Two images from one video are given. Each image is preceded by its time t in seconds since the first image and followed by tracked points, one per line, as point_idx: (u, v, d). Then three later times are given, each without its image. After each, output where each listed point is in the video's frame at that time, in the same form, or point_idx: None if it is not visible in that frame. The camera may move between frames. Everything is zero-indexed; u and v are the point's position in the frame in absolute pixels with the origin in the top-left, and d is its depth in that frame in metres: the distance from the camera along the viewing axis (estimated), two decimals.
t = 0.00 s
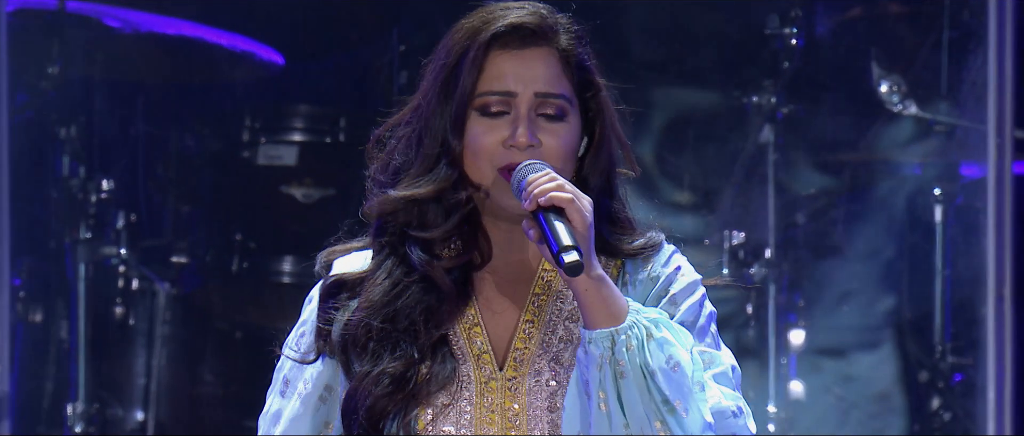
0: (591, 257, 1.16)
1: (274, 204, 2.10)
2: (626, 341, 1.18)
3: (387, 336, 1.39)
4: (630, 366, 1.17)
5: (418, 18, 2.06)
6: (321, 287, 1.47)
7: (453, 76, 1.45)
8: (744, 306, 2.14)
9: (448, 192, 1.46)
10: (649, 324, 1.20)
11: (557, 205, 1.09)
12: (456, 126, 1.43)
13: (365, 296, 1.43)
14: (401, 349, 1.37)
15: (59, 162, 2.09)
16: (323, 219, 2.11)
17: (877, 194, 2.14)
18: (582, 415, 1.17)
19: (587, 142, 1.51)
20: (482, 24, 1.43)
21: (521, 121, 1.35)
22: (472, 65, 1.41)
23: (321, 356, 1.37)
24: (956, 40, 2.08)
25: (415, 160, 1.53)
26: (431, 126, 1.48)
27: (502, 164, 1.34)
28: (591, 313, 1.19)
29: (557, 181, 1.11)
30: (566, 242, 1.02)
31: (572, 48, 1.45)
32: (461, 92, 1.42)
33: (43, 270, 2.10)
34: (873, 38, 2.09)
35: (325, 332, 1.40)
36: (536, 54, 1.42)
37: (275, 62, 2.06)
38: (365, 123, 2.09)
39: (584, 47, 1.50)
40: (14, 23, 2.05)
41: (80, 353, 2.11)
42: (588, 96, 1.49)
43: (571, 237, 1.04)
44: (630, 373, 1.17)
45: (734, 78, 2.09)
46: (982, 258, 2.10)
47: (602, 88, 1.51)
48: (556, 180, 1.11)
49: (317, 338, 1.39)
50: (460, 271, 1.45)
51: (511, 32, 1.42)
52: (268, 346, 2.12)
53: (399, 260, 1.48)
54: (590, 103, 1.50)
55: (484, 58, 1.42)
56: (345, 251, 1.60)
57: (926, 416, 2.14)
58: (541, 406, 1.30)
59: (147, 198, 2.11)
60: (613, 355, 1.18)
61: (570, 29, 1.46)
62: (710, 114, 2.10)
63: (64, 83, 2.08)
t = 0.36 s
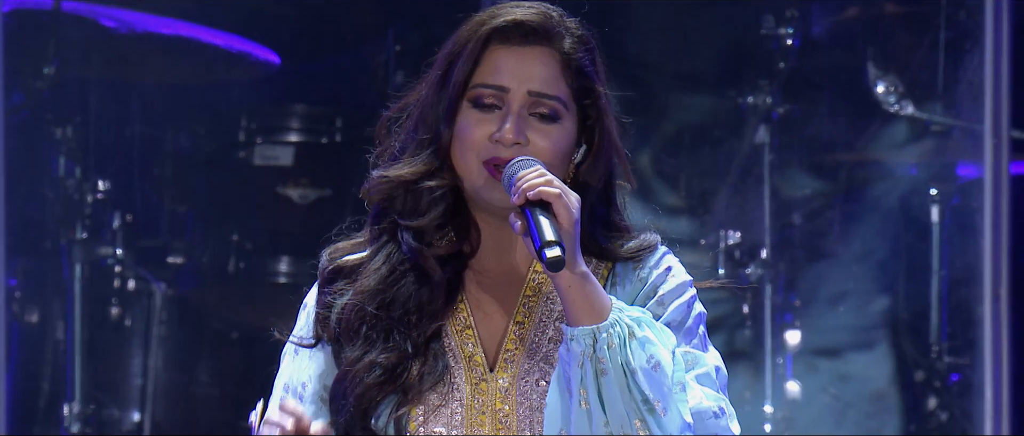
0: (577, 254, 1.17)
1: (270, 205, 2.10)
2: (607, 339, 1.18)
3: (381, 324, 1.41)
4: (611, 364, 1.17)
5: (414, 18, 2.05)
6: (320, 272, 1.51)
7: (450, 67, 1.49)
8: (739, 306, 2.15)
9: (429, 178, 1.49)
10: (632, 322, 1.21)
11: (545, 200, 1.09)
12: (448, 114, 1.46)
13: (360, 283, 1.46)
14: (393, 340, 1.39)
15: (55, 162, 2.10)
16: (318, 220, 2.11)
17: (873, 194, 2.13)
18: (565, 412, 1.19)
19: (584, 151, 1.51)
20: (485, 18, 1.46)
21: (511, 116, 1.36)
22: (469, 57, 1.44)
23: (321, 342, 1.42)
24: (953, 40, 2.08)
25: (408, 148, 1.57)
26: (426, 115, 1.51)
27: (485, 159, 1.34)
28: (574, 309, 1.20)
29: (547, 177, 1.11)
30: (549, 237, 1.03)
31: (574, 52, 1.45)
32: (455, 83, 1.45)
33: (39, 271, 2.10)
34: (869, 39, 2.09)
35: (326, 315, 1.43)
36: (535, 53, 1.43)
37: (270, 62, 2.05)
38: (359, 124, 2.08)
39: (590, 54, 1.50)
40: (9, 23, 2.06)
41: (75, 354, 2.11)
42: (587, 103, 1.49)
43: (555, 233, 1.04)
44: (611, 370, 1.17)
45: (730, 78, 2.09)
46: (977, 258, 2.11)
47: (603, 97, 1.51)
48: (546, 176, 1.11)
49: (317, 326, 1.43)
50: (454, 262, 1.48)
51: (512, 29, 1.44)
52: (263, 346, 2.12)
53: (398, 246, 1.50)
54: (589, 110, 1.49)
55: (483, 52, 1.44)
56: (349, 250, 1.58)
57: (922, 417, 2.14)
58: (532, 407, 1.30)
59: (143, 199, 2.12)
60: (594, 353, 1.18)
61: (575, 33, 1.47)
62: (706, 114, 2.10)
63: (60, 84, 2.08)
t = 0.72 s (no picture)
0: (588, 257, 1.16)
1: (269, 205, 2.11)
2: (616, 342, 1.18)
3: (381, 332, 1.40)
4: (619, 367, 1.18)
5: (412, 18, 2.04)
6: (321, 275, 1.49)
7: (465, 67, 1.46)
8: (738, 306, 2.14)
9: (449, 183, 1.46)
10: (640, 327, 1.21)
11: (562, 201, 1.10)
12: (465, 117, 1.45)
13: (361, 290, 1.44)
14: (391, 346, 1.39)
15: (53, 162, 2.10)
16: (317, 220, 2.10)
17: (872, 194, 2.13)
18: (571, 414, 1.21)
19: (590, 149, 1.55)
20: (499, 20, 1.44)
21: (531, 120, 1.37)
22: (488, 60, 1.43)
23: (317, 345, 1.39)
24: (952, 40, 2.08)
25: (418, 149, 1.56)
26: (439, 116, 1.49)
27: (506, 160, 1.37)
28: (583, 311, 1.19)
29: (563, 178, 1.11)
30: (566, 241, 1.03)
31: (586, 54, 1.47)
32: (474, 86, 1.43)
33: (36, 269, 2.11)
34: (868, 38, 2.08)
35: (319, 326, 1.41)
36: (553, 55, 1.43)
37: (270, 62, 2.05)
38: (359, 126, 2.08)
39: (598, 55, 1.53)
40: (7, 23, 2.06)
41: (74, 353, 2.11)
42: (596, 105, 1.53)
43: (571, 236, 1.04)
44: (619, 373, 1.17)
45: (729, 77, 2.09)
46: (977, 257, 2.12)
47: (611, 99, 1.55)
48: (562, 177, 1.11)
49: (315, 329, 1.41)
50: (457, 267, 1.47)
51: (530, 31, 1.43)
52: (260, 347, 2.11)
53: (400, 250, 1.49)
54: (598, 111, 1.53)
55: (500, 54, 1.43)
56: (345, 248, 1.60)
57: (921, 417, 2.14)
58: (532, 408, 1.30)
59: (141, 199, 2.11)
60: (603, 356, 1.18)
61: (585, 35, 1.49)
62: (704, 113, 2.10)
63: (57, 83, 2.08)
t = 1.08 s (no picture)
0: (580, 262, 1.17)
1: (269, 205, 2.10)
2: (609, 345, 1.18)
3: (377, 327, 1.40)
4: (613, 370, 1.18)
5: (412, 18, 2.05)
6: (317, 275, 1.49)
7: (451, 73, 1.46)
8: (738, 307, 2.13)
9: (438, 189, 1.48)
10: (633, 328, 1.21)
11: (551, 204, 1.10)
12: (451, 121, 1.46)
13: (358, 287, 1.45)
14: (389, 344, 1.38)
15: (53, 162, 2.10)
16: (317, 220, 2.11)
17: (872, 195, 2.13)
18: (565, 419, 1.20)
19: (580, 152, 1.52)
20: (485, 25, 1.44)
21: (514, 126, 1.36)
22: (473, 66, 1.43)
23: (313, 345, 1.39)
24: (952, 40, 2.08)
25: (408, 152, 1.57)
26: (426, 120, 1.50)
27: (489, 162, 1.38)
28: (575, 316, 1.20)
29: (553, 182, 1.12)
30: (557, 245, 1.03)
31: (574, 58, 1.45)
32: (460, 90, 1.44)
33: (36, 269, 2.11)
34: (868, 38, 2.08)
35: (316, 325, 1.41)
36: (537, 61, 1.42)
37: (269, 62, 2.06)
38: (359, 125, 2.08)
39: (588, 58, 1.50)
40: (7, 24, 2.06)
41: (74, 353, 2.11)
42: (585, 108, 1.49)
43: (563, 240, 1.04)
44: (613, 376, 1.17)
45: (728, 78, 2.09)
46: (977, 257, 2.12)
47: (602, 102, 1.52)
48: (551, 181, 1.12)
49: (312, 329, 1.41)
50: (451, 266, 1.47)
51: (516, 36, 1.43)
52: (260, 347, 2.11)
53: (393, 251, 1.49)
54: (587, 116, 1.50)
55: (485, 60, 1.43)
56: (344, 250, 1.59)
57: (921, 417, 2.14)
58: (529, 408, 1.30)
59: (141, 199, 2.12)
60: (596, 358, 1.19)
61: (574, 38, 1.47)
62: (704, 113, 2.10)
63: (57, 83, 2.09)
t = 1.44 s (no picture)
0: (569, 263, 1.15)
1: (268, 204, 2.10)
2: (602, 347, 1.18)
3: (372, 327, 1.42)
4: (606, 372, 1.17)
5: (411, 18, 2.05)
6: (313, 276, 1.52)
7: (441, 73, 1.47)
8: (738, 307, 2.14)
9: (428, 189, 1.49)
10: (625, 330, 1.21)
11: (542, 207, 1.09)
12: (440, 120, 1.46)
13: (351, 288, 1.47)
14: (384, 344, 1.40)
15: (53, 162, 2.10)
16: (317, 219, 2.11)
17: (871, 194, 2.13)
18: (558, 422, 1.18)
19: (572, 149, 1.52)
20: (473, 25, 1.45)
21: (504, 125, 1.36)
22: (462, 66, 1.43)
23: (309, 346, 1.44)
24: (952, 40, 2.07)
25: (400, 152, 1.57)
26: (415, 120, 1.51)
27: (479, 160, 1.37)
28: (567, 318, 1.19)
29: (543, 183, 1.11)
30: (548, 248, 1.03)
31: (564, 56, 1.45)
32: (450, 88, 1.44)
33: (36, 269, 2.11)
34: (868, 37, 2.08)
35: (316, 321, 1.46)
36: (527, 60, 1.42)
37: (269, 62, 2.05)
38: (359, 124, 2.08)
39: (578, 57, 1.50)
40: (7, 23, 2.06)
41: (74, 353, 2.11)
42: (576, 106, 1.49)
43: (554, 244, 1.04)
44: (606, 378, 1.17)
45: (729, 77, 2.08)
46: (977, 257, 2.12)
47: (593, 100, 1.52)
48: (541, 183, 1.11)
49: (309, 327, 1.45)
50: (445, 267, 1.48)
51: (504, 36, 1.43)
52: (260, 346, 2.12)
53: (386, 253, 1.51)
54: (578, 113, 1.50)
55: (473, 60, 1.43)
56: (339, 251, 1.60)
57: (922, 417, 2.14)
58: (525, 407, 1.30)
59: (141, 198, 2.12)
60: (589, 361, 1.18)
61: (563, 36, 1.47)
62: (705, 112, 2.09)
63: (58, 83, 2.09)
